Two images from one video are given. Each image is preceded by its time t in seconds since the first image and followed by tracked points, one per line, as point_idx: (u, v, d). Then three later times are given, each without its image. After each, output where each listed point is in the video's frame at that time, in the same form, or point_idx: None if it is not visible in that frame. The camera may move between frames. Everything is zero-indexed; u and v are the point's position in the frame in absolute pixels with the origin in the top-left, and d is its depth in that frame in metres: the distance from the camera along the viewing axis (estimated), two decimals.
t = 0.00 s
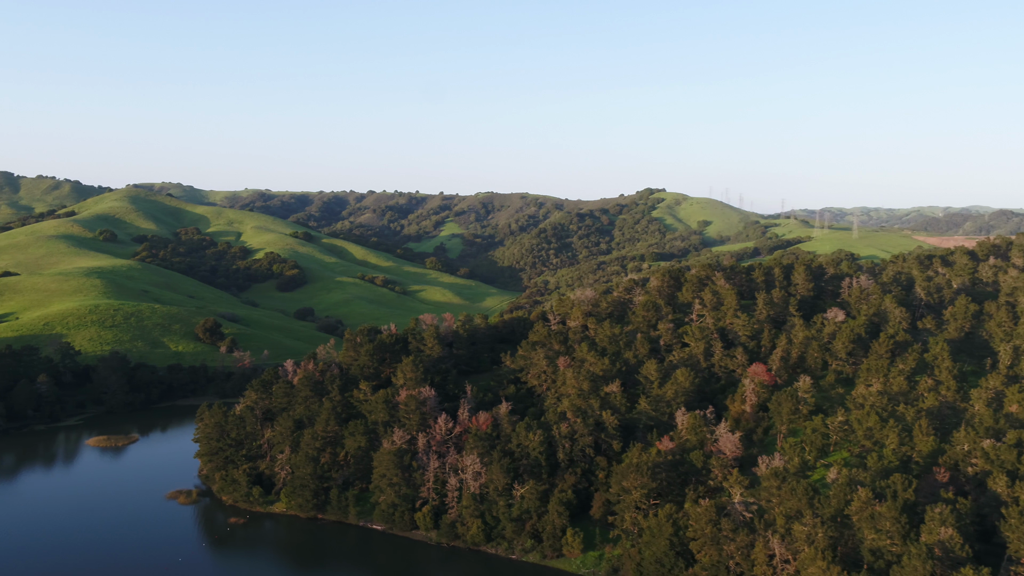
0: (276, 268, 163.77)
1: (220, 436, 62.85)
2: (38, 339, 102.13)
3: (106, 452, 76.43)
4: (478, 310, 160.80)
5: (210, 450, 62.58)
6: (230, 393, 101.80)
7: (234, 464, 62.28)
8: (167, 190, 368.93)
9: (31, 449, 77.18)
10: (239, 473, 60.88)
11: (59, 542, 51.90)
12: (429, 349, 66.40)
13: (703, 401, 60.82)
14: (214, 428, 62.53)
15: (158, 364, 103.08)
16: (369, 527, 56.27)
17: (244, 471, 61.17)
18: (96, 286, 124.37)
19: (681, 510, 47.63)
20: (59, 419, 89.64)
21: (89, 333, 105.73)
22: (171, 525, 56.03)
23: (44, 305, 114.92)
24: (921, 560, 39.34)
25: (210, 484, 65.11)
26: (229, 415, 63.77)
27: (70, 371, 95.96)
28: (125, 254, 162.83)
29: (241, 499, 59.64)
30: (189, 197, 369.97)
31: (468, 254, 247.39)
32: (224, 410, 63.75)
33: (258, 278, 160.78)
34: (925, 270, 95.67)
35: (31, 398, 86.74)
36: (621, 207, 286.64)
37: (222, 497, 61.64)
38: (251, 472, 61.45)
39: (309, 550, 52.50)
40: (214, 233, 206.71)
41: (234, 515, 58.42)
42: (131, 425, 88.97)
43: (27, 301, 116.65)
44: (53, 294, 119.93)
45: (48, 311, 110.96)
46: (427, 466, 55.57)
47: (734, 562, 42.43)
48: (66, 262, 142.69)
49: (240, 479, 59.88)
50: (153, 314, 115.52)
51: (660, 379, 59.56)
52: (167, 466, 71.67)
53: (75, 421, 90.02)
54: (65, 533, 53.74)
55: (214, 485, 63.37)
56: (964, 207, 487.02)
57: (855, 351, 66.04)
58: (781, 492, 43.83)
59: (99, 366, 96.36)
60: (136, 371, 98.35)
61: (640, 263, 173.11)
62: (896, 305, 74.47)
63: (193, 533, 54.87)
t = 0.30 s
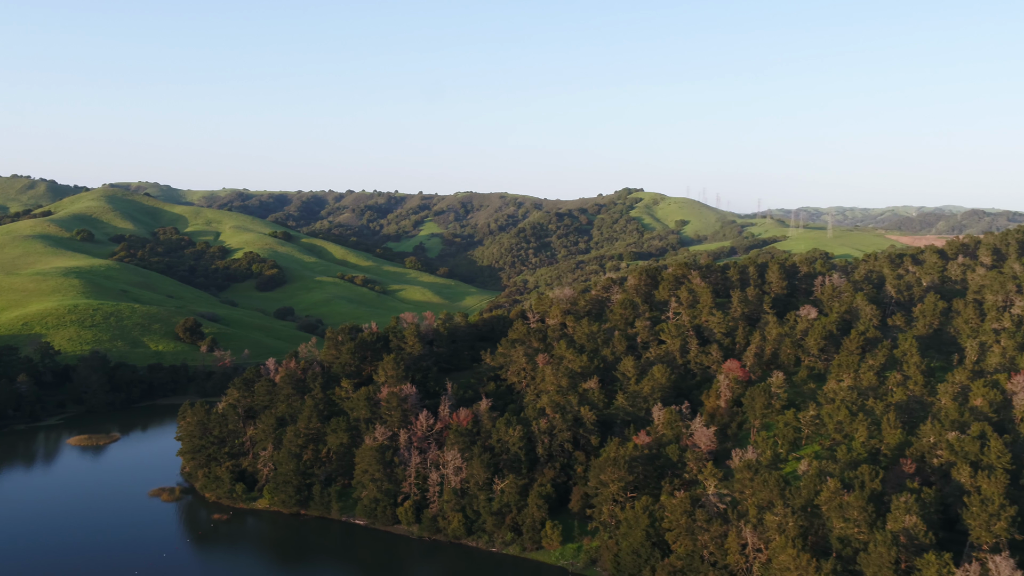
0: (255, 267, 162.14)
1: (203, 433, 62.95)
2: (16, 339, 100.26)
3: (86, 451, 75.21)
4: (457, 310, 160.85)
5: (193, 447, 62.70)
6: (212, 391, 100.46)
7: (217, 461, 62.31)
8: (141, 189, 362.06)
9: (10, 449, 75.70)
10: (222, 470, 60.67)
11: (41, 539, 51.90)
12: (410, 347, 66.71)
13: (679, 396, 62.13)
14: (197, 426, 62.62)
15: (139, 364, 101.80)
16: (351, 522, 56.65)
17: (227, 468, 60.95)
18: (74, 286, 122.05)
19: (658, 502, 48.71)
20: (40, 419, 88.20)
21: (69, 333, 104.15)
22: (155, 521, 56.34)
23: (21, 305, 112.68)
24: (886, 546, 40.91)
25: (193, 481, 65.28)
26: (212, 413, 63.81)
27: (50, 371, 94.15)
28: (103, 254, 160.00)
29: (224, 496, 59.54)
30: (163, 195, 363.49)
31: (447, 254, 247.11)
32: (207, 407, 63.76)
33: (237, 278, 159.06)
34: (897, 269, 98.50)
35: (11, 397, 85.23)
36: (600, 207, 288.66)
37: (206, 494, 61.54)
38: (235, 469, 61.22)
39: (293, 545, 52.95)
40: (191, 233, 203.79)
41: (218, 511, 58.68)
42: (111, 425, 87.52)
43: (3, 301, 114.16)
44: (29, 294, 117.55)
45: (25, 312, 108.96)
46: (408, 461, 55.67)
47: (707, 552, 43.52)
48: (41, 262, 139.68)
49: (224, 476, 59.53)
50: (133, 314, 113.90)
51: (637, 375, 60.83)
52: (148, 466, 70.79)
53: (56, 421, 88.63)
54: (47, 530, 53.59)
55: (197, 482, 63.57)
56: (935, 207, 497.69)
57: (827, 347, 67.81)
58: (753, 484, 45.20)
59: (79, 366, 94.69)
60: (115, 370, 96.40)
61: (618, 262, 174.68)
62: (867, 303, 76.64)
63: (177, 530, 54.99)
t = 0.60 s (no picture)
0: (229, 267, 159.99)
1: (181, 431, 62.55)
2: None
3: (62, 451, 73.98)
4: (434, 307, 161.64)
5: (171, 446, 62.33)
6: (189, 391, 99.65)
7: (196, 459, 62.17)
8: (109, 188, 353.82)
9: None
10: (200, 467, 60.78)
11: (15, 536, 51.75)
12: (387, 345, 66.86)
13: (652, 392, 63.64)
14: (175, 424, 62.35)
15: (115, 364, 100.16)
16: (330, 517, 56.96)
17: (205, 465, 61.01)
18: (46, 287, 119.27)
19: (630, 494, 50.04)
20: (14, 419, 86.42)
21: (42, 333, 102.05)
22: (133, 518, 56.15)
23: None
24: (848, 532, 42.45)
25: (171, 479, 64.82)
26: (190, 411, 63.49)
27: (24, 371, 92.20)
28: (74, 254, 156.43)
29: (203, 493, 59.79)
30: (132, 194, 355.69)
31: (423, 253, 246.52)
32: (185, 405, 63.50)
33: (211, 278, 156.82)
34: (863, 267, 101.73)
35: None
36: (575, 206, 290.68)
37: (184, 491, 61.55)
38: (213, 466, 61.26)
39: (271, 540, 53.03)
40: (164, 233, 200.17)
41: (197, 508, 58.65)
42: (86, 425, 85.93)
43: None
44: None
45: None
46: (386, 457, 56.45)
47: (677, 541, 45.07)
48: (10, 262, 135.94)
49: (202, 473, 59.74)
50: (107, 313, 111.72)
51: (610, 371, 62.16)
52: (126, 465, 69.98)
53: (30, 421, 86.96)
54: (24, 528, 53.37)
55: (175, 479, 63.33)
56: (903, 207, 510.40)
57: (795, 343, 69.87)
58: (723, 475, 46.67)
59: (54, 365, 92.94)
60: (91, 370, 95.21)
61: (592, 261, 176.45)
62: (834, 300, 79.11)
63: (155, 526, 54.99)
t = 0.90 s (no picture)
0: (203, 267, 157.59)
1: (158, 430, 62.36)
2: None
3: (36, 451, 72.62)
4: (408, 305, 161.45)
5: (147, 444, 62.07)
6: (165, 391, 97.96)
7: (172, 457, 61.94)
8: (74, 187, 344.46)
9: None
10: (178, 465, 60.58)
11: None
12: (363, 343, 67.21)
13: (624, 387, 65.21)
14: (152, 423, 62.06)
15: (88, 364, 98.39)
16: (307, 513, 57.36)
17: (183, 463, 60.77)
18: (15, 287, 116.13)
19: (603, 488, 51.09)
20: None
21: (13, 334, 99.60)
22: (109, 516, 55.86)
23: None
24: (812, 520, 43.75)
25: (148, 477, 64.40)
26: (167, 409, 63.17)
27: None
28: (44, 254, 152.31)
29: (181, 490, 59.65)
30: (98, 192, 346.86)
31: (397, 252, 245.43)
32: (161, 404, 63.14)
33: (185, 278, 154.30)
34: (830, 266, 104.88)
35: None
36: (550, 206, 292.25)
37: (161, 489, 61.27)
38: (190, 464, 60.85)
39: (249, 536, 53.18)
40: (137, 232, 196.29)
41: (174, 506, 58.39)
42: (61, 425, 84.51)
43: None
44: None
45: None
46: (364, 453, 56.89)
47: (649, 531, 46.27)
48: None
49: (180, 471, 59.60)
50: (81, 313, 109.43)
51: (583, 368, 63.25)
52: (102, 465, 68.80)
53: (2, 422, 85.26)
54: None
55: (152, 477, 63.02)
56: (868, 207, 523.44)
57: (763, 340, 71.57)
58: (692, 468, 47.85)
59: (26, 366, 91.24)
60: (64, 370, 93.53)
61: (567, 260, 178.02)
62: (801, 298, 81.50)
63: (132, 523, 54.90)
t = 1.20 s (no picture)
0: (174, 267, 154.82)
1: (132, 428, 61.97)
2: None
3: (6, 452, 71.08)
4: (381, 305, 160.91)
5: (122, 443, 61.53)
6: (137, 390, 95.91)
7: (147, 455, 61.41)
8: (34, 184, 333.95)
9: None
10: (153, 462, 60.27)
11: None
12: (337, 341, 67.29)
13: (594, 383, 66.68)
14: (126, 421, 61.76)
15: (59, 363, 96.70)
16: (283, 509, 57.61)
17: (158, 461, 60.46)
18: None
19: (574, 480, 52.30)
20: None
21: None
22: (84, 514, 55.62)
23: None
24: (774, 508, 44.46)
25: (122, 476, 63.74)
26: (141, 408, 62.87)
27: None
28: (11, 254, 147.75)
29: (156, 488, 59.53)
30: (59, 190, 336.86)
31: (369, 252, 243.75)
32: (136, 403, 62.94)
33: (156, 277, 151.52)
34: (796, 264, 108.18)
35: None
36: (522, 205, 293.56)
37: (136, 487, 61.04)
38: (165, 462, 60.49)
39: (226, 531, 53.50)
40: (107, 232, 191.97)
41: (149, 503, 58.32)
42: (32, 425, 83.02)
43: None
44: None
45: None
46: (338, 450, 56.86)
47: (619, 522, 47.86)
48: None
49: (155, 468, 59.44)
50: (51, 313, 106.94)
51: (555, 364, 64.39)
52: (75, 466, 67.50)
53: None
54: None
55: (127, 476, 62.47)
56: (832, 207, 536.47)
57: (730, 336, 73.48)
58: (660, 460, 49.43)
59: None
60: (35, 370, 92.03)
61: (538, 259, 179.51)
62: (767, 295, 83.88)
63: (106, 521, 54.73)
